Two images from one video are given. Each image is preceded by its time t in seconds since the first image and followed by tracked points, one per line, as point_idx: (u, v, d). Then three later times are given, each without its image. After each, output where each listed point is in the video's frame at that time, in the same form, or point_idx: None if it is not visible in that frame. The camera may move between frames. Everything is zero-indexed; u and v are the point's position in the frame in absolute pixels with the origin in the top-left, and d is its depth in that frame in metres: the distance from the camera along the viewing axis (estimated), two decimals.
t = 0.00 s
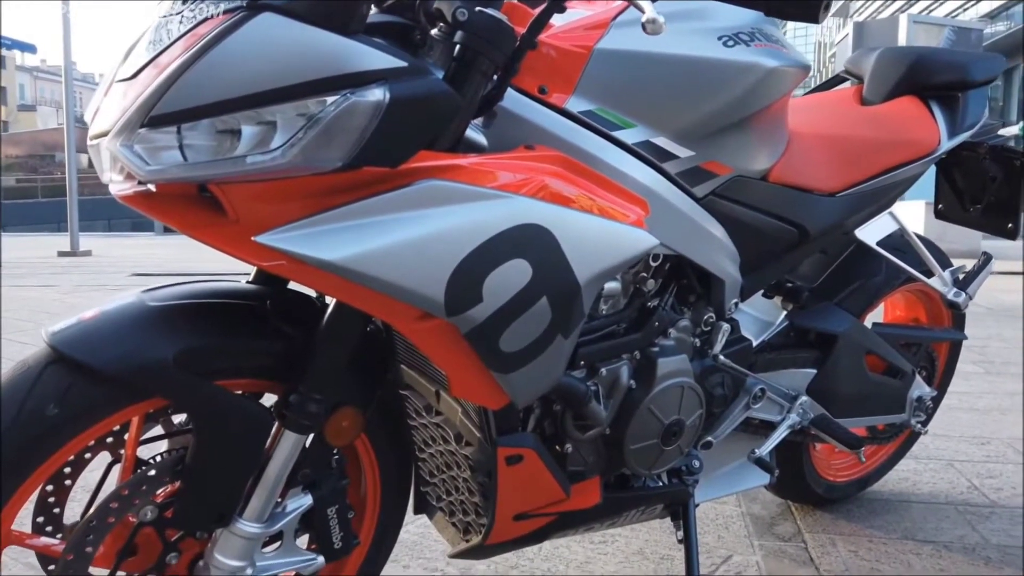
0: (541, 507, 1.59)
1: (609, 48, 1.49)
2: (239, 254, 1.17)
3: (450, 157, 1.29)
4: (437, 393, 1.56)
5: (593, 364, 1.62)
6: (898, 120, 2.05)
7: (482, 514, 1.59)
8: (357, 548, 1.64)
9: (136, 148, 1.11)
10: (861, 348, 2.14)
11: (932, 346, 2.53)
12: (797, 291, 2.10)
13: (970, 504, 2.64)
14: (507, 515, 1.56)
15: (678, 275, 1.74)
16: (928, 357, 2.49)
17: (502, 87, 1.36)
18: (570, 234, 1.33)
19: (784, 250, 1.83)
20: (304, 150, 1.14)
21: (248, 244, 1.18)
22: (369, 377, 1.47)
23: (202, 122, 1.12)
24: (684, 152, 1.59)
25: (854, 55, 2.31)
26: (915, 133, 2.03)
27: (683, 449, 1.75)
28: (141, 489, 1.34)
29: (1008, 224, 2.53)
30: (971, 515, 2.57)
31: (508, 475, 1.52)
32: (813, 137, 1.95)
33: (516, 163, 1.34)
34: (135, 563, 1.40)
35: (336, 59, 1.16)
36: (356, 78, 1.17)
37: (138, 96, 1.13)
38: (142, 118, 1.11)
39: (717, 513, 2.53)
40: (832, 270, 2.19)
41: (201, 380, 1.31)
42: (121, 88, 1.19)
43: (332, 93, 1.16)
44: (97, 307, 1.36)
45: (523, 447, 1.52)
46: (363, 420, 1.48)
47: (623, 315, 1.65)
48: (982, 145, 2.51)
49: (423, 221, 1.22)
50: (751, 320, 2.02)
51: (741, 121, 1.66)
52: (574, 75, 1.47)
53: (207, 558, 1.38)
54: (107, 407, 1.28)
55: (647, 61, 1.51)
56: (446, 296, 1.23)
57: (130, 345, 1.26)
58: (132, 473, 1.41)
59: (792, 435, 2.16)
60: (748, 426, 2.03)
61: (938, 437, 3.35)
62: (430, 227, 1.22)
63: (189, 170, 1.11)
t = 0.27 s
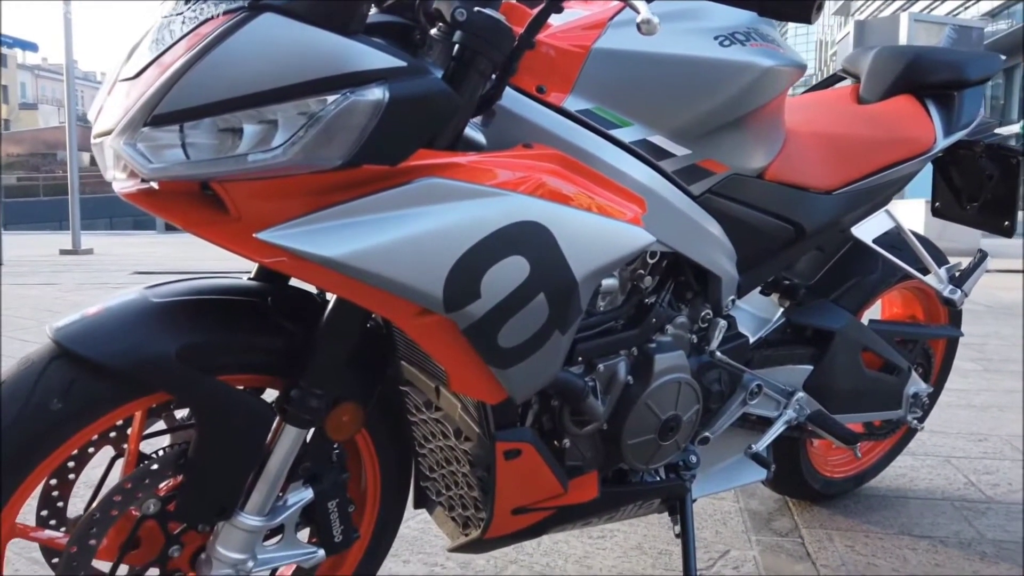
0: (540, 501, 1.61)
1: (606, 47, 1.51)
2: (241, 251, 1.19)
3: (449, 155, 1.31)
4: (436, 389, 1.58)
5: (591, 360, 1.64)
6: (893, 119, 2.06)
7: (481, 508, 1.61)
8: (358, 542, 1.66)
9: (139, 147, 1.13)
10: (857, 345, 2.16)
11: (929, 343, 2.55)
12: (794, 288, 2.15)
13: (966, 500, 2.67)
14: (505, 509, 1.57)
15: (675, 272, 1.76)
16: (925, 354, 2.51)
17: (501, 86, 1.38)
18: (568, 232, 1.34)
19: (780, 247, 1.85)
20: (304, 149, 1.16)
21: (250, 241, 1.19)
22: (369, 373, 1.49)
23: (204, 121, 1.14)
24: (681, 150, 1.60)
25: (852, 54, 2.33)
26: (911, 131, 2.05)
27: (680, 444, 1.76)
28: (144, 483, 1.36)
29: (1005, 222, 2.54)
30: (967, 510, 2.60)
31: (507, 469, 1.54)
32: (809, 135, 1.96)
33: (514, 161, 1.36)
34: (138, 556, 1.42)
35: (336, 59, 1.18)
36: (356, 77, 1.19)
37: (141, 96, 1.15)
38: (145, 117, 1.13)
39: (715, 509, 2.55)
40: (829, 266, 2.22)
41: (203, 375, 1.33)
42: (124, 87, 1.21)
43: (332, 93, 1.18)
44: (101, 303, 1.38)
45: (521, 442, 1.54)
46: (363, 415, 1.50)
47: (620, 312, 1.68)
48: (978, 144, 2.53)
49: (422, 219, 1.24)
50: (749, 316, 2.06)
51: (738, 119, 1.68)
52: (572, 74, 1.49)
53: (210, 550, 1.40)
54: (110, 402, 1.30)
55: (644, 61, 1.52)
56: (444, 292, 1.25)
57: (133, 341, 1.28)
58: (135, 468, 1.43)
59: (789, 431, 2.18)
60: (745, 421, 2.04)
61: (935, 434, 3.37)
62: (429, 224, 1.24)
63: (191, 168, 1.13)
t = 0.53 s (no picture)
0: (538, 495, 1.63)
1: (603, 47, 1.53)
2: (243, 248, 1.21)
3: (448, 154, 1.33)
4: (436, 384, 1.60)
5: (588, 356, 1.66)
6: (889, 117, 2.08)
7: (480, 502, 1.63)
8: (358, 536, 1.68)
9: (143, 145, 1.15)
10: (852, 342, 2.18)
11: (925, 340, 2.57)
12: (791, 286, 2.15)
13: (962, 495, 2.69)
14: (504, 503, 1.59)
15: (672, 270, 1.78)
16: (921, 350, 2.53)
17: (499, 86, 1.39)
18: (565, 230, 1.36)
19: (777, 245, 1.87)
20: (305, 148, 1.18)
21: (252, 238, 1.22)
22: (369, 369, 1.51)
23: (207, 121, 1.16)
24: (677, 149, 1.62)
25: (849, 53, 2.34)
26: (906, 130, 2.07)
27: (677, 439, 1.79)
28: (147, 476, 1.38)
29: (1000, 220, 2.56)
30: (963, 506, 2.62)
31: (505, 463, 1.56)
32: (805, 134, 1.98)
33: (512, 160, 1.38)
34: (141, 549, 1.44)
35: (337, 59, 1.20)
36: (356, 78, 1.21)
37: (145, 95, 1.17)
38: (149, 116, 1.15)
39: (712, 504, 2.57)
40: (825, 264, 2.24)
41: (206, 370, 1.35)
42: (127, 87, 1.22)
43: (333, 93, 1.20)
44: (105, 299, 1.40)
45: (519, 437, 1.56)
46: (364, 410, 1.52)
47: (618, 308, 1.69)
48: (974, 142, 2.55)
49: (421, 216, 1.26)
50: (745, 313, 2.09)
51: (733, 118, 1.70)
52: (570, 74, 1.51)
53: (212, 543, 1.42)
54: (114, 396, 1.32)
55: (640, 60, 1.54)
56: (443, 289, 1.27)
57: (137, 337, 1.30)
58: (139, 461, 1.45)
59: (785, 426, 2.20)
60: (742, 417, 2.06)
61: (932, 431, 3.39)
62: (428, 222, 1.26)
63: (194, 166, 1.15)
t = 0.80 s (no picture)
0: (535, 489, 1.66)
1: (600, 47, 1.55)
2: (246, 244, 1.23)
3: (447, 152, 1.35)
4: (435, 379, 1.62)
5: (585, 351, 1.69)
6: (883, 116, 2.10)
7: (478, 496, 1.65)
8: (358, 528, 1.71)
9: (148, 144, 1.17)
10: (847, 338, 2.20)
11: (919, 336, 2.60)
12: (786, 282, 2.18)
13: (956, 490, 2.72)
14: (502, 496, 1.62)
15: (668, 267, 1.80)
16: (915, 347, 2.55)
17: (498, 85, 1.42)
18: (562, 228, 1.39)
19: (772, 242, 1.89)
20: (308, 147, 1.20)
21: (255, 234, 1.24)
22: (369, 364, 1.54)
23: (211, 120, 1.18)
24: (673, 148, 1.65)
25: (844, 53, 2.37)
26: (900, 128, 2.09)
27: (672, 434, 1.81)
28: (152, 469, 1.41)
29: (994, 218, 2.59)
30: (957, 501, 2.65)
31: (503, 457, 1.59)
32: (800, 133, 2.01)
33: (510, 158, 1.40)
34: (145, 541, 1.47)
35: (339, 59, 1.22)
36: (357, 78, 1.23)
37: (150, 95, 1.19)
38: (154, 115, 1.17)
39: (708, 499, 2.60)
40: (819, 263, 2.26)
41: (210, 364, 1.38)
42: (133, 86, 1.25)
43: (335, 92, 1.22)
44: (110, 295, 1.43)
45: (517, 431, 1.58)
46: (364, 403, 1.55)
47: (615, 304, 1.72)
48: (969, 140, 2.57)
49: (420, 214, 1.28)
50: (742, 310, 2.11)
51: (729, 117, 1.72)
52: (567, 73, 1.53)
53: (216, 534, 1.45)
54: (120, 390, 1.34)
55: (636, 60, 1.56)
56: (442, 285, 1.29)
57: (142, 332, 1.33)
58: (143, 454, 1.47)
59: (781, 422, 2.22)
60: (737, 412, 2.09)
61: (928, 427, 3.42)
62: (428, 219, 1.28)
63: (199, 165, 1.17)
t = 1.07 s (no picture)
0: (534, 482, 1.68)
1: (597, 48, 1.57)
2: (250, 242, 1.26)
3: (446, 151, 1.38)
4: (434, 375, 1.65)
5: (583, 347, 1.71)
6: (877, 115, 2.13)
7: (478, 489, 1.68)
8: (360, 521, 1.74)
9: (154, 143, 1.20)
10: (842, 335, 2.23)
11: (914, 334, 2.63)
12: (781, 280, 2.21)
13: (951, 486, 2.75)
14: (500, 490, 1.64)
15: (664, 264, 1.83)
16: (910, 344, 2.58)
17: (496, 85, 1.44)
18: (559, 225, 1.41)
19: (767, 240, 1.92)
20: (310, 146, 1.23)
21: (258, 232, 1.26)
22: (370, 359, 1.56)
23: (214, 120, 1.21)
24: (668, 147, 1.67)
25: (839, 53, 2.39)
26: (893, 128, 2.12)
27: (669, 429, 1.84)
28: (157, 461, 1.43)
29: (989, 216, 2.62)
30: (952, 496, 2.68)
31: (502, 451, 1.61)
32: (795, 132, 2.03)
33: (508, 157, 1.43)
34: (150, 533, 1.49)
35: (340, 60, 1.25)
36: (358, 78, 1.26)
37: (155, 95, 1.22)
38: (160, 115, 1.20)
39: (706, 494, 2.63)
40: (815, 260, 2.30)
41: (214, 359, 1.41)
42: (138, 87, 1.28)
43: (336, 93, 1.25)
44: (116, 291, 1.45)
45: (516, 425, 1.61)
46: (365, 398, 1.58)
47: (612, 301, 1.75)
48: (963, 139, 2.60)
49: (420, 211, 1.31)
50: (737, 307, 2.14)
51: (724, 117, 1.75)
52: (565, 74, 1.56)
53: (219, 526, 1.48)
54: (126, 384, 1.37)
55: (632, 60, 1.59)
56: (441, 281, 1.32)
57: (148, 328, 1.36)
58: (148, 448, 1.50)
59: (777, 417, 2.25)
60: (733, 408, 2.12)
61: (924, 424, 3.45)
62: (428, 217, 1.31)
63: (203, 163, 1.20)
